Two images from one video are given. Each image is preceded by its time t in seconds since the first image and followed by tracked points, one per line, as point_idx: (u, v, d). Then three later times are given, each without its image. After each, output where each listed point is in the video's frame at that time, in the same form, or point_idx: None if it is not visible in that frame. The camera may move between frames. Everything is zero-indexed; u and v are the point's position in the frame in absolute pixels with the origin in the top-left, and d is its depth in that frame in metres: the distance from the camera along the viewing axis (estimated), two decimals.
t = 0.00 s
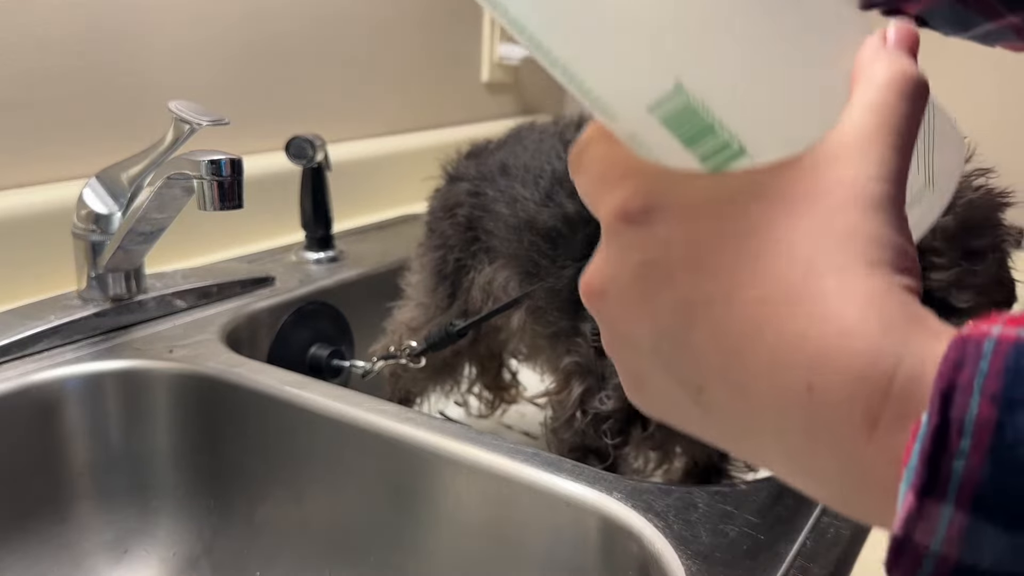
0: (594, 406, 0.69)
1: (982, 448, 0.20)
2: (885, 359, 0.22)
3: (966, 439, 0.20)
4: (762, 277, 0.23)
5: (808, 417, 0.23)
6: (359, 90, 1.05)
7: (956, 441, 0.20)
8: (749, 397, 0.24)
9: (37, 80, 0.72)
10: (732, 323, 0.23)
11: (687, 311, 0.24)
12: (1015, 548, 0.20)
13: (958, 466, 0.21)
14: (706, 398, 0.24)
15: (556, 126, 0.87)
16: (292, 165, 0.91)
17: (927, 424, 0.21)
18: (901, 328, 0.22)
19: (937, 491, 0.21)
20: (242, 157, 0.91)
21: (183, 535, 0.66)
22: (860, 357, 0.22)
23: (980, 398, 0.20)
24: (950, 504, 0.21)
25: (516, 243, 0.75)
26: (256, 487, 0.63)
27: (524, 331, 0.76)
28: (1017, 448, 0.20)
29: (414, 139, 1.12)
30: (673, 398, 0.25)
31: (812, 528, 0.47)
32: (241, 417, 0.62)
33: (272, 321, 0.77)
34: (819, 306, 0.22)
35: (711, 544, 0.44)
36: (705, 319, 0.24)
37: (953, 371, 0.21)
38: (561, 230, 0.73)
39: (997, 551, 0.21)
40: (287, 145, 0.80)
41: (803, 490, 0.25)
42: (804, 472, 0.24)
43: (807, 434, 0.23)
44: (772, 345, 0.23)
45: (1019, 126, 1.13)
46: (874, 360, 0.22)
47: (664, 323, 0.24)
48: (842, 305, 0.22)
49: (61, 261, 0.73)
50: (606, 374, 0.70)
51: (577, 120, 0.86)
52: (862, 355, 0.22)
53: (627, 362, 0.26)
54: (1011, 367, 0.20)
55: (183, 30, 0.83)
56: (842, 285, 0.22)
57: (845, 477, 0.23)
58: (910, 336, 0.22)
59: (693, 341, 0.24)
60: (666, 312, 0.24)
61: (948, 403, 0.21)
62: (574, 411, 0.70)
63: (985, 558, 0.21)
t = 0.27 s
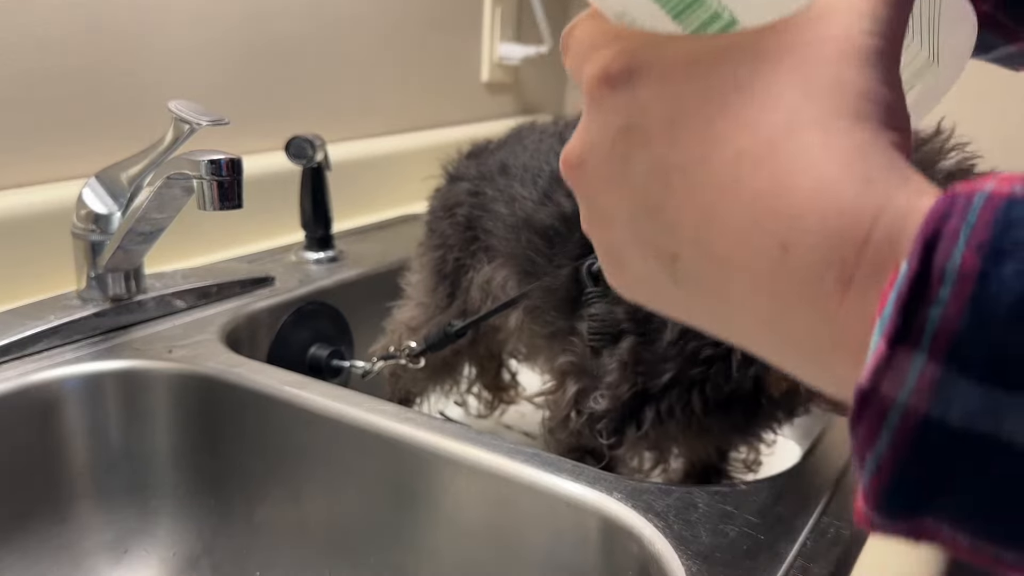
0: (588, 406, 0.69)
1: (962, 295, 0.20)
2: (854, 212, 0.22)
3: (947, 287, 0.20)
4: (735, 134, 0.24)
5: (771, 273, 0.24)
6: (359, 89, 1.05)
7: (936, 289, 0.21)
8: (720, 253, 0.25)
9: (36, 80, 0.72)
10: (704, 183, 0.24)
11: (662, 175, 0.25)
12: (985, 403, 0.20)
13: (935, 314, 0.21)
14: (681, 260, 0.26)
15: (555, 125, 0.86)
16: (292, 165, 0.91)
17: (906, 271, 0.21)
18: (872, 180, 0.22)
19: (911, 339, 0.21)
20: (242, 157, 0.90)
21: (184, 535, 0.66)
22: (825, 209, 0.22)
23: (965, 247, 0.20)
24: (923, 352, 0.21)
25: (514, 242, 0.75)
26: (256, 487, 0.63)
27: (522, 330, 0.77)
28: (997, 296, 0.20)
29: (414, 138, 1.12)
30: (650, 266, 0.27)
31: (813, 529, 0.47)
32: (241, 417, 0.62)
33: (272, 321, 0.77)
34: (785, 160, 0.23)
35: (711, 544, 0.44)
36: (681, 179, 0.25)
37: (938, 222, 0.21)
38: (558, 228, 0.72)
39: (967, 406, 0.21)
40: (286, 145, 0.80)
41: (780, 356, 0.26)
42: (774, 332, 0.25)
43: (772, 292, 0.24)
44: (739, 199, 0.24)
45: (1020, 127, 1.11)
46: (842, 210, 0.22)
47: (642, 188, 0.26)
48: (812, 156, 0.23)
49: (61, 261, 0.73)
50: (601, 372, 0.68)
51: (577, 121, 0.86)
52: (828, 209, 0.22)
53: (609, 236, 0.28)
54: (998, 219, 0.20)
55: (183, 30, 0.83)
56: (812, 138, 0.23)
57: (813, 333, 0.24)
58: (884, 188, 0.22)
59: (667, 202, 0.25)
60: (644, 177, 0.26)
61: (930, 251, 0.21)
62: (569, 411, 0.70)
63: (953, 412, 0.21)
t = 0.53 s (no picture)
0: (582, 405, 0.69)
1: (957, 148, 0.20)
2: (859, 80, 0.23)
3: (943, 140, 0.20)
4: (750, 17, 0.26)
5: (772, 144, 0.25)
6: (360, 90, 1.05)
7: (932, 142, 0.20)
8: (724, 129, 0.26)
9: (38, 81, 0.72)
10: (716, 62, 0.26)
11: (679, 56, 0.27)
12: (970, 257, 0.20)
13: (930, 166, 0.20)
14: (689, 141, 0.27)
15: (555, 127, 0.86)
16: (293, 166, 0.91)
17: (907, 126, 0.21)
18: (879, 57, 0.24)
19: (904, 186, 0.21)
20: (243, 158, 0.91)
21: (185, 534, 0.67)
22: (825, 82, 0.24)
23: (968, 103, 0.20)
24: (913, 201, 0.20)
25: (513, 243, 0.76)
26: (257, 487, 0.64)
27: (521, 331, 0.78)
28: (991, 150, 0.19)
29: (414, 139, 1.12)
30: (660, 147, 0.28)
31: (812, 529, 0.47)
32: (241, 416, 0.63)
33: (273, 321, 0.77)
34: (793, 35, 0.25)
35: (710, 542, 0.44)
36: (694, 60, 0.26)
37: (943, 83, 0.20)
38: (557, 230, 0.72)
39: (952, 257, 0.20)
40: (287, 145, 0.80)
41: (776, 238, 0.27)
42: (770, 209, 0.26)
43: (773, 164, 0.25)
44: (746, 73, 0.25)
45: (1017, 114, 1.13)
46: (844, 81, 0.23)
47: (657, 73, 0.27)
48: (818, 34, 0.24)
49: (63, 261, 0.73)
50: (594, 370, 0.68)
51: (577, 122, 0.86)
52: (828, 81, 0.24)
53: (623, 126, 0.30)
54: (1006, 78, 0.20)
55: (184, 31, 0.83)
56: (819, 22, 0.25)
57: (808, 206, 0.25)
58: (891, 64, 0.23)
59: (679, 84, 0.27)
60: (660, 58, 0.27)
61: (932, 106, 0.20)
62: (565, 411, 0.71)
63: (938, 263, 0.20)
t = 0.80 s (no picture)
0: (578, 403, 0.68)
1: (926, 72, 0.22)
2: (836, 21, 0.26)
3: (912, 66, 0.22)
4: None
5: (754, 80, 0.29)
6: (360, 91, 1.05)
7: (902, 67, 0.22)
8: (711, 70, 0.30)
9: (38, 81, 0.72)
10: (704, 8, 0.30)
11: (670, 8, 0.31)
12: (932, 176, 0.22)
13: (899, 89, 0.22)
14: (678, 84, 0.31)
15: (556, 129, 0.86)
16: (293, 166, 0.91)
17: (879, 53, 0.23)
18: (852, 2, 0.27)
19: (874, 109, 0.23)
20: (243, 158, 0.91)
21: (185, 534, 0.67)
22: (805, 24, 0.27)
23: (938, 33, 0.22)
24: (882, 122, 0.23)
25: (514, 243, 0.76)
26: (257, 486, 0.64)
27: (522, 331, 0.78)
28: (958, 76, 0.21)
29: (414, 140, 1.12)
30: (654, 91, 0.32)
31: (812, 530, 0.47)
32: (241, 416, 0.63)
33: (274, 321, 0.77)
34: None
35: (710, 542, 0.44)
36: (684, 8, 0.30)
37: (918, 17, 0.22)
38: (557, 230, 0.72)
39: (915, 176, 0.22)
40: (287, 146, 0.81)
41: (751, 173, 0.31)
42: (751, 145, 0.30)
43: (753, 99, 0.29)
44: (733, 18, 0.29)
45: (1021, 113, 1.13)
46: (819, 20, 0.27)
47: (648, 23, 0.31)
48: None
49: (63, 261, 0.74)
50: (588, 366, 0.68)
51: (578, 124, 0.85)
52: (809, 23, 0.27)
53: (614, 71, 0.34)
54: (976, 12, 0.22)
55: (184, 32, 0.83)
56: None
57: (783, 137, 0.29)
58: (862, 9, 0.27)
59: (670, 31, 0.31)
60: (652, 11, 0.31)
61: (905, 35, 0.22)
62: (562, 409, 0.70)
63: (903, 181, 0.23)
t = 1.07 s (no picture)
0: (575, 404, 0.68)
1: (887, 109, 0.24)
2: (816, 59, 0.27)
3: (877, 101, 0.24)
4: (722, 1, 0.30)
5: (734, 108, 0.29)
6: (360, 91, 1.05)
7: (867, 103, 0.24)
8: (696, 99, 0.30)
9: (38, 81, 0.72)
10: (691, 39, 0.30)
11: (660, 37, 0.32)
12: (897, 202, 0.23)
13: (864, 123, 0.24)
14: (669, 112, 0.32)
15: (558, 131, 0.86)
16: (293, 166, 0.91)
17: (846, 89, 0.25)
18: (833, 35, 0.28)
19: (842, 142, 0.24)
20: (243, 158, 0.91)
21: (185, 534, 0.67)
22: (787, 60, 0.27)
23: (899, 71, 0.24)
24: (849, 154, 0.24)
25: (515, 245, 0.76)
26: (257, 486, 0.64)
27: (522, 332, 0.78)
28: (916, 111, 0.23)
29: (415, 140, 1.12)
30: (646, 117, 0.33)
31: (811, 529, 0.47)
32: (241, 416, 0.63)
33: (274, 321, 0.77)
34: (758, 14, 0.29)
35: (710, 542, 0.44)
36: (674, 37, 0.31)
37: (883, 55, 0.24)
38: (557, 231, 0.72)
39: (882, 203, 0.24)
40: (287, 145, 0.80)
41: (742, 199, 0.31)
42: (737, 170, 0.30)
43: (734, 127, 0.29)
44: (716, 47, 0.30)
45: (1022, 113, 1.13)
46: (798, 51, 0.27)
47: (641, 52, 0.33)
48: (779, 15, 0.29)
49: (62, 261, 0.73)
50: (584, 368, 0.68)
51: (579, 126, 0.86)
52: (791, 59, 0.27)
53: (613, 97, 0.35)
54: (932, 53, 0.24)
55: (184, 32, 0.83)
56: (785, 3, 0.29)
57: (765, 164, 0.29)
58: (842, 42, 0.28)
59: (660, 60, 0.32)
60: (645, 38, 0.33)
61: (871, 73, 0.24)
62: (559, 409, 0.70)
63: (870, 208, 0.24)
